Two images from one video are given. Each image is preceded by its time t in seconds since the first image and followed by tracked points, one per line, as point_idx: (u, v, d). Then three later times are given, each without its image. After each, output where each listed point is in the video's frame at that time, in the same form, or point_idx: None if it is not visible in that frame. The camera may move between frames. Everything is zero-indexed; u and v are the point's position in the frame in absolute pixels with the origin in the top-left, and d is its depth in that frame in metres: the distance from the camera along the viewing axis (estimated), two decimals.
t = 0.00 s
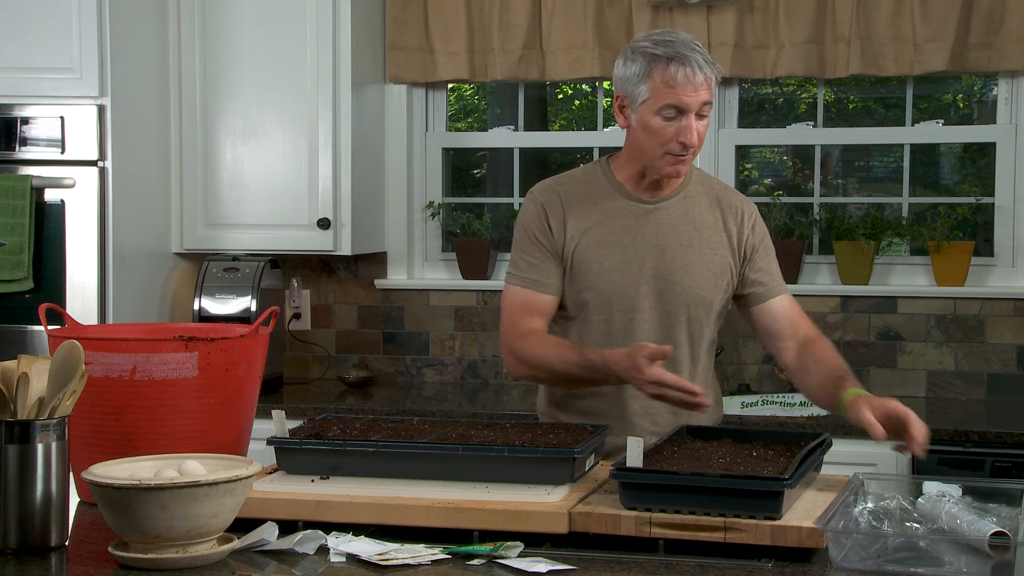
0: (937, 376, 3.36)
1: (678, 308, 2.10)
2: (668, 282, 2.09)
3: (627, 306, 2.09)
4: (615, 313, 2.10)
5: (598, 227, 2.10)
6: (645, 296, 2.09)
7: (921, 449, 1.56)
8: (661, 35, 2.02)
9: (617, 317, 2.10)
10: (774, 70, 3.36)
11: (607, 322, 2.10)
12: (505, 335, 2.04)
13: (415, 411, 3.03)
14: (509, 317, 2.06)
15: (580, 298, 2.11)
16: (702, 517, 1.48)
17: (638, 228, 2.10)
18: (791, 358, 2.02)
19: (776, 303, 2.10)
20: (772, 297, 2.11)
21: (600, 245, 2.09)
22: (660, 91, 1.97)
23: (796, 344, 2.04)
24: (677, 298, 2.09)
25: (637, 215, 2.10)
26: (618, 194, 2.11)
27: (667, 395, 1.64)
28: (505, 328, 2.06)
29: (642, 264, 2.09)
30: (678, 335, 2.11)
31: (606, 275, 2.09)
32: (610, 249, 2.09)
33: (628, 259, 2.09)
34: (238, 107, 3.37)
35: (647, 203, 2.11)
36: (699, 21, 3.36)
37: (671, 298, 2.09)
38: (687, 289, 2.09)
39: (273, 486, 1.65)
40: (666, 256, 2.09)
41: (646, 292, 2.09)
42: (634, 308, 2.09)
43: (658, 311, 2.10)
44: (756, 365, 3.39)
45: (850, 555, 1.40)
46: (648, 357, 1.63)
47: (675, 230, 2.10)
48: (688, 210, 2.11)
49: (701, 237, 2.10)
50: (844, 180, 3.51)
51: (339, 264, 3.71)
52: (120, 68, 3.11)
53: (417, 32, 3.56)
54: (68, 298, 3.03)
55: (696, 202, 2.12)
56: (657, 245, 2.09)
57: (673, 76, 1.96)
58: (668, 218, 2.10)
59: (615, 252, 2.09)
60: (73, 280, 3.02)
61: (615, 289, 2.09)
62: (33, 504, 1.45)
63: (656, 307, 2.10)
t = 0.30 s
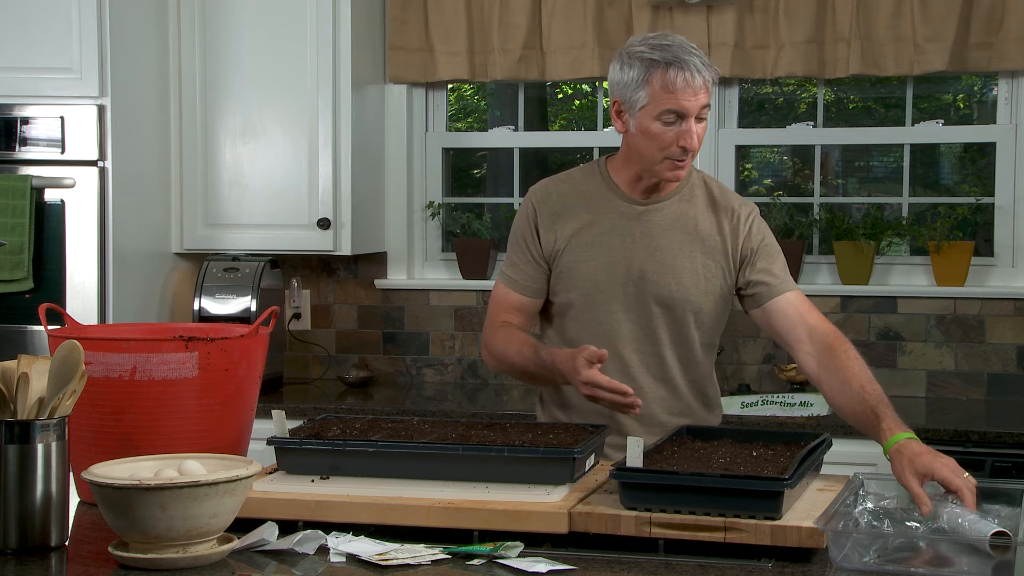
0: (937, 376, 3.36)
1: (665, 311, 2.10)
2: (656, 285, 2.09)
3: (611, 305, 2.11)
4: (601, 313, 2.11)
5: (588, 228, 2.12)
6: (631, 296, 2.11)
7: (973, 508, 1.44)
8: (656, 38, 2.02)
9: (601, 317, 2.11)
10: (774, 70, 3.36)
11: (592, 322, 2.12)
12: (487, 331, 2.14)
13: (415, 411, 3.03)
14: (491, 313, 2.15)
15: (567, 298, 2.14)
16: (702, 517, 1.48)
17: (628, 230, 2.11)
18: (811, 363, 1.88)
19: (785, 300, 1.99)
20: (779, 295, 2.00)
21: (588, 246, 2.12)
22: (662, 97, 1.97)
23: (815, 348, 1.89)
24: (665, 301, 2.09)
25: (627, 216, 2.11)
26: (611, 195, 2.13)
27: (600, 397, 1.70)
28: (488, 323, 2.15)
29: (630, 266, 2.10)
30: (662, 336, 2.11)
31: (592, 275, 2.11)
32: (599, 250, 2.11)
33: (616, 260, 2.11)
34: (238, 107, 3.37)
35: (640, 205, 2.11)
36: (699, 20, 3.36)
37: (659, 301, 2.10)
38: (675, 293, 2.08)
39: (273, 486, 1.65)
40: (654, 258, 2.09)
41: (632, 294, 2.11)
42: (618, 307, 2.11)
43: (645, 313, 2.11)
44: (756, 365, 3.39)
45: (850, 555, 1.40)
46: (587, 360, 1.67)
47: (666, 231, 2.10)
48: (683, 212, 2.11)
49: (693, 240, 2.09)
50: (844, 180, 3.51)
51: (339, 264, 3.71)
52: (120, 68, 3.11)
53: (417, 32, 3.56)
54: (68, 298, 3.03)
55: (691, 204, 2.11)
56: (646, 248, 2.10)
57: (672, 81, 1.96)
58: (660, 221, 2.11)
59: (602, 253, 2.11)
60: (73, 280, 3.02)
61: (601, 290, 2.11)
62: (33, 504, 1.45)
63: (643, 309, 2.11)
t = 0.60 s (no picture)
0: (937, 376, 3.36)
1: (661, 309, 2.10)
2: (652, 283, 2.09)
3: (609, 305, 2.11)
4: (597, 312, 2.11)
5: (582, 228, 2.12)
6: (628, 295, 2.10)
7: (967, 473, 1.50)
8: (644, 39, 2.03)
9: (598, 317, 2.11)
10: (774, 70, 3.36)
11: (590, 322, 2.12)
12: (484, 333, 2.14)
13: (415, 411, 3.03)
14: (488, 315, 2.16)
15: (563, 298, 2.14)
16: (702, 517, 1.48)
17: (623, 229, 2.11)
18: (814, 354, 1.90)
19: (788, 295, 2.01)
20: (781, 291, 2.01)
21: (583, 246, 2.12)
22: (650, 96, 1.97)
23: (817, 340, 1.92)
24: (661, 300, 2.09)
25: (622, 216, 2.11)
26: (606, 193, 2.13)
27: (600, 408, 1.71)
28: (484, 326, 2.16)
29: (626, 265, 2.10)
30: (660, 335, 2.11)
31: (588, 275, 2.11)
32: (594, 249, 2.11)
33: (611, 260, 2.11)
34: (238, 107, 3.37)
35: (634, 204, 2.11)
36: (699, 20, 3.37)
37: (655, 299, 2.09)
38: (671, 291, 2.08)
39: (273, 486, 1.65)
40: (649, 256, 2.09)
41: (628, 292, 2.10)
42: (616, 307, 2.10)
43: (640, 312, 2.11)
44: (755, 365, 3.39)
45: (849, 555, 1.40)
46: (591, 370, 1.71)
47: (661, 230, 2.10)
48: (678, 210, 2.10)
49: (688, 238, 2.09)
50: (844, 180, 3.51)
51: (339, 264, 3.71)
52: (120, 68, 3.11)
53: (417, 32, 3.56)
54: (68, 298, 3.03)
55: (686, 202, 2.11)
56: (642, 246, 2.10)
57: (658, 81, 1.96)
58: (655, 219, 2.10)
59: (597, 253, 2.11)
60: (73, 280, 3.02)
61: (596, 290, 2.11)
62: (33, 504, 1.45)
63: (639, 307, 2.11)
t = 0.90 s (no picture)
0: (937, 376, 3.36)
1: (665, 308, 2.10)
2: (655, 282, 2.09)
3: (613, 305, 2.10)
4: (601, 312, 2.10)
5: (584, 229, 2.11)
6: (632, 295, 2.10)
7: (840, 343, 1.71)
8: (634, 38, 2.03)
9: (603, 318, 2.11)
10: (774, 70, 3.36)
11: (595, 324, 2.11)
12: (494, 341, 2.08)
13: (415, 411, 3.03)
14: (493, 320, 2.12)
15: (566, 301, 2.12)
16: (702, 517, 1.48)
17: (624, 228, 2.11)
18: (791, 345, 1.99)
19: (778, 296, 2.07)
20: (773, 291, 2.08)
21: (586, 246, 2.10)
22: (639, 96, 1.98)
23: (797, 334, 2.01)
24: (665, 298, 2.09)
25: (623, 216, 2.11)
26: (604, 195, 2.12)
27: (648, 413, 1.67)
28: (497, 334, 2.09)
29: (628, 264, 2.10)
30: (666, 335, 2.10)
31: (592, 275, 2.10)
32: (596, 250, 2.10)
33: (614, 260, 2.10)
34: (238, 107, 3.37)
35: (633, 203, 2.11)
36: (699, 20, 3.37)
37: (659, 297, 2.09)
38: (675, 288, 2.08)
39: (273, 486, 1.65)
40: (651, 255, 2.10)
41: (632, 292, 2.10)
42: (620, 307, 2.10)
43: (645, 311, 2.10)
44: (756, 365, 3.39)
45: (850, 556, 1.39)
46: (645, 373, 1.66)
47: (662, 229, 2.10)
48: (677, 208, 2.11)
49: (689, 236, 2.10)
50: (844, 180, 3.52)
51: (339, 264, 3.71)
52: (120, 68, 3.11)
53: (417, 32, 3.56)
54: (68, 298, 3.03)
55: (684, 201, 2.12)
56: (643, 245, 2.10)
57: (648, 82, 1.97)
58: (655, 218, 2.10)
59: (599, 254, 2.10)
60: (73, 280, 3.02)
61: (600, 290, 2.10)
62: (33, 504, 1.45)
63: (643, 307, 2.10)
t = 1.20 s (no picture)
0: (937, 376, 3.36)
1: (665, 305, 2.10)
2: (656, 280, 2.09)
3: (614, 304, 2.10)
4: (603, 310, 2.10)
5: (585, 229, 2.10)
6: (632, 293, 2.09)
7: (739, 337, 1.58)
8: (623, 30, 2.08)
9: (606, 317, 2.11)
10: (774, 70, 3.36)
11: (597, 326, 2.12)
12: (514, 342, 2.08)
13: (415, 411, 3.03)
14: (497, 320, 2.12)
15: (567, 300, 2.12)
16: (702, 517, 1.48)
17: (624, 227, 2.10)
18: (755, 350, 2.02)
19: (750, 302, 2.12)
20: (746, 298, 2.12)
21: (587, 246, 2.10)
22: (612, 77, 2.01)
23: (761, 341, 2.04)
24: (665, 296, 2.09)
25: (623, 214, 2.10)
26: (603, 194, 2.12)
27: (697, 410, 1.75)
28: (516, 336, 2.08)
29: (629, 262, 2.09)
30: (667, 332, 2.10)
31: (594, 274, 2.09)
32: (596, 249, 2.09)
33: (615, 258, 2.09)
34: (238, 107, 3.37)
35: (632, 202, 2.11)
36: (699, 20, 3.37)
37: (659, 295, 2.09)
38: (675, 286, 2.08)
39: (274, 486, 1.65)
40: (652, 254, 2.09)
41: (633, 291, 2.09)
42: (621, 305, 2.10)
43: (646, 308, 2.10)
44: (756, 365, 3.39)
45: (850, 556, 1.39)
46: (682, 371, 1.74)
47: (662, 227, 2.10)
48: (676, 206, 2.11)
49: (688, 234, 2.10)
50: (844, 179, 3.52)
51: (339, 264, 3.71)
52: (120, 68, 3.11)
53: (418, 32, 3.56)
54: (68, 298, 3.03)
55: (682, 200, 2.12)
56: (643, 244, 2.10)
57: (620, 62, 2.00)
58: (655, 216, 2.10)
59: (600, 252, 2.09)
60: (73, 280, 3.02)
61: (602, 289, 2.09)
62: (33, 504, 1.45)
63: (643, 305, 2.10)
